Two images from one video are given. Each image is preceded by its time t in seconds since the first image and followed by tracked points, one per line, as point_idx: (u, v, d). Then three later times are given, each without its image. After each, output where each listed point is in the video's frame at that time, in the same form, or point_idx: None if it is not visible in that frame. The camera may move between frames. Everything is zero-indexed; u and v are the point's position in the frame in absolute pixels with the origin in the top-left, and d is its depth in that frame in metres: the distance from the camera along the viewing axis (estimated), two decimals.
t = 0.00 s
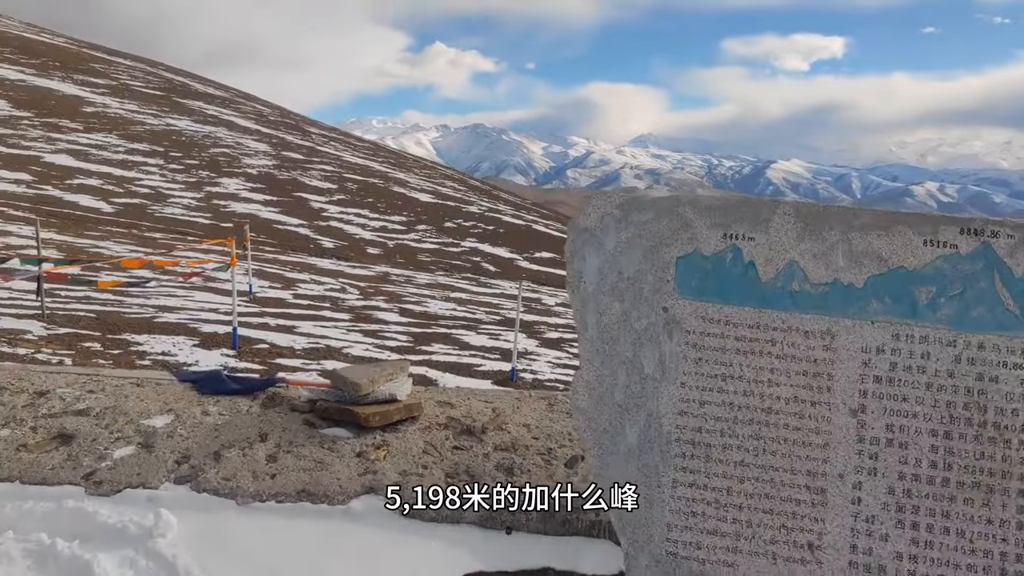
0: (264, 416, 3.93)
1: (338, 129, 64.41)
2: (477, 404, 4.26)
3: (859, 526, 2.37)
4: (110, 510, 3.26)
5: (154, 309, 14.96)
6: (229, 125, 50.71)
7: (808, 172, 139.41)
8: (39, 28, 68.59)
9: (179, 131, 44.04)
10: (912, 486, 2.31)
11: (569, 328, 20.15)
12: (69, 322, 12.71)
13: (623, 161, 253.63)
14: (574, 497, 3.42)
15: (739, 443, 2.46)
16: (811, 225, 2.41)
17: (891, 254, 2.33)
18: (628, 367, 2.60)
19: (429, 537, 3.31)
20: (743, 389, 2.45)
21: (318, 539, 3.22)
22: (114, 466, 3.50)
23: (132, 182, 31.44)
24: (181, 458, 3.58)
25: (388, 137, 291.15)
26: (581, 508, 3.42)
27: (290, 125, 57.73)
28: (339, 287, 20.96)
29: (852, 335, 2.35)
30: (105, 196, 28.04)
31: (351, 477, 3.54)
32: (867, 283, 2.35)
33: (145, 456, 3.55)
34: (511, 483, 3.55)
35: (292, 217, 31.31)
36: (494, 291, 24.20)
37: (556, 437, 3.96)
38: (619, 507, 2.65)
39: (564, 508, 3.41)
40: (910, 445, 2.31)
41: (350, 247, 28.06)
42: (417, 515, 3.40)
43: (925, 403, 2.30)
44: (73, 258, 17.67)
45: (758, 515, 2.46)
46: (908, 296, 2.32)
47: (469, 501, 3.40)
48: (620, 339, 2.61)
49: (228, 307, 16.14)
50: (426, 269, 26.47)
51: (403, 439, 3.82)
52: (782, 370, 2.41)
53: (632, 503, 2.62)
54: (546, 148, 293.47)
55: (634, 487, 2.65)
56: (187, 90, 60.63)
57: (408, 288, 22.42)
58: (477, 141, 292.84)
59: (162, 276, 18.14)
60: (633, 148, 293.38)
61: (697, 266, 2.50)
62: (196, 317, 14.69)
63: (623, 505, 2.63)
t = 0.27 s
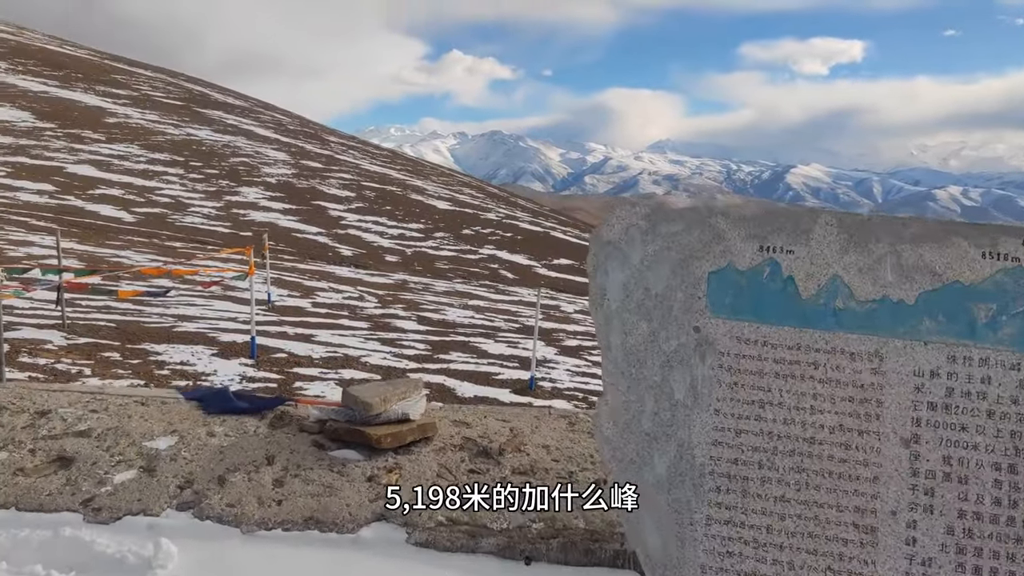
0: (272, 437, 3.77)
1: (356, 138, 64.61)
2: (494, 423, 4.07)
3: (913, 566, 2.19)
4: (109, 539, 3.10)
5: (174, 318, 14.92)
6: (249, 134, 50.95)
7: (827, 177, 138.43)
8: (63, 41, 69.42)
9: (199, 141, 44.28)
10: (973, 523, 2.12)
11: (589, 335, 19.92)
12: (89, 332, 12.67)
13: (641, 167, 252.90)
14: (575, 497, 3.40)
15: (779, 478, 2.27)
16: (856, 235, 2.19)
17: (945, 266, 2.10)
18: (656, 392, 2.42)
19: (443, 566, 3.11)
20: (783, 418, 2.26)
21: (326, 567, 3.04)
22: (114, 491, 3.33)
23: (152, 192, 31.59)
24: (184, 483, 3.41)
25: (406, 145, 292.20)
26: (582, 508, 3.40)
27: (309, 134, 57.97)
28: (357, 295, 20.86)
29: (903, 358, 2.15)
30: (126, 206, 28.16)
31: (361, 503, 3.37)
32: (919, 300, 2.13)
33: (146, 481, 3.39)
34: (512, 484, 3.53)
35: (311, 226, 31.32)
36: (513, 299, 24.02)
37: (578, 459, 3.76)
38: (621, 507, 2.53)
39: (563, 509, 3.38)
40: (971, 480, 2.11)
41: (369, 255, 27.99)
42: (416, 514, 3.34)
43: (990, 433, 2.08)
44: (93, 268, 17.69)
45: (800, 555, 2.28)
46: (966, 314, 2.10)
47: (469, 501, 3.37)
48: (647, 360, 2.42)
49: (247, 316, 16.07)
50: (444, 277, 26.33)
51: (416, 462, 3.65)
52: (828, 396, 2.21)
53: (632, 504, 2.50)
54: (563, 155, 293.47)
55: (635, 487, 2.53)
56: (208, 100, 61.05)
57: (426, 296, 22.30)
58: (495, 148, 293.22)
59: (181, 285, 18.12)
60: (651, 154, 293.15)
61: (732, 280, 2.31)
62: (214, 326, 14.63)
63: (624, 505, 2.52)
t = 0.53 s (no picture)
0: (283, 455, 3.66)
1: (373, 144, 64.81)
2: (513, 439, 3.95)
3: None
4: (114, 563, 2.98)
5: (193, 325, 14.91)
6: (267, 141, 51.18)
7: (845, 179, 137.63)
8: (84, 50, 70.19)
9: (218, 148, 44.51)
10: None
11: (607, 340, 19.77)
12: (109, 338, 12.66)
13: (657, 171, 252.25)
14: (575, 497, 3.39)
15: (819, 510, 2.18)
16: (902, 248, 2.06)
17: (998, 280, 1.99)
18: (685, 417, 2.31)
19: None
20: (823, 444, 2.15)
21: None
22: (120, 513, 3.22)
23: (172, 199, 31.74)
24: (191, 504, 3.29)
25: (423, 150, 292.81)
26: (583, 509, 3.38)
27: (326, 141, 58.22)
28: (375, 300, 20.81)
29: (951, 381, 2.05)
30: (146, 213, 28.29)
31: (374, 524, 3.22)
32: (970, 318, 2.02)
33: (153, 501, 3.28)
34: (512, 485, 3.51)
35: (329, 232, 31.35)
36: (530, 304, 23.90)
37: (598, 477, 3.62)
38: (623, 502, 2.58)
39: (564, 509, 3.37)
40: None
41: (386, 260, 27.97)
42: (417, 514, 3.30)
43: None
44: (113, 275, 17.74)
45: None
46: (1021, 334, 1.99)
47: (471, 501, 3.35)
48: (674, 383, 2.30)
49: (265, 322, 16.04)
50: (461, 282, 26.25)
51: (431, 480, 3.51)
52: (872, 419, 2.11)
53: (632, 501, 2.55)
54: (580, 159, 293.46)
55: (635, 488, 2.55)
56: (227, 108, 61.45)
57: (444, 301, 22.22)
58: (512, 152, 293.32)
59: (200, 291, 18.13)
60: (667, 158, 292.97)
61: (766, 295, 2.18)
62: (233, 332, 14.60)
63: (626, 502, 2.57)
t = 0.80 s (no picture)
0: (296, 464, 3.59)
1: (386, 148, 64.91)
2: (530, 447, 3.86)
3: None
4: None
5: (207, 329, 14.91)
6: (281, 146, 51.37)
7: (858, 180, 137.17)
8: (100, 57, 70.74)
9: (232, 153, 44.69)
10: None
11: (620, 344, 19.65)
12: (124, 343, 12.68)
13: (669, 173, 251.73)
14: (575, 497, 3.37)
15: (855, 528, 2.16)
16: (942, 251, 2.02)
17: None
18: (713, 427, 2.33)
19: None
20: (859, 458, 2.13)
21: None
22: (131, 524, 3.15)
23: (186, 203, 31.86)
24: (203, 515, 3.22)
25: (436, 154, 293.29)
26: (582, 508, 3.36)
27: (339, 145, 58.40)
28: (388, 304, 20.79)
29: (997, 389, 1.99)
30: (161, 217, 28.41)
31: (389, 536, 3.14)
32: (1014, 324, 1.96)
33: (164, 512, 3.21)
34: (513, 485, 3.49)
35: (342, 235, 31.38)
36: (543, 307, 23.81)
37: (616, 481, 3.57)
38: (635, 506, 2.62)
39: (564, 508, 3.35)
40: None
41: (399, 264, 27.96)
42: (416, 515, 3.27)
43: None
44: (128, 280, 17.80)
45: None
46: None
47: (470, 501, 3.32)
48: (703, 394, 2.32)
49: (279, 326, 16.03)
50: (475, 285, 26.20)
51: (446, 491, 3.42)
52: (912, 432, 2.07)
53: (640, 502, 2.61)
54: (592, 162, 293.42)
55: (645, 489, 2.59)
56: (241, 113, 61.74)
57: (457, 305, 22.17)
58: (524, 156, 293.34)
59: (215, 296, 18.16)
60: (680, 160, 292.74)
61: (797, 302, 2.16)
62: (247, 336, 14.60)
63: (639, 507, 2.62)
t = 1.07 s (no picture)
0: (309, 471, 3.56)
1: (396, 150, 65.02)
2: (546, 453, 3.82)
3: None
4: None
5: (219, 332, 14.94)
6: (291, 148, 51.54)
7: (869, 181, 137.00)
8: (112, 61, 71.15)
9: (243, 156, 44.87)
10: None
11: (632, 345, 19.58)
12: (137, 346, 12.70)
13: (679, 175, 251.77)
14: (575, 497, 3.39)
15: (885, 540, 2.19)
16: (972, 255, 2.04)
17: None
18: (737, 438, 2.29)
19: None
20: (887, 468, 2.14)
21: None
22: (143, 533, 3.11)
23: (198, 206, 31.98)
24: (215, 523, 3.18)
25: (446, 156, 293.56)
26: (582, 508, 3.37)
27: (349, 148, 58.58)
28: (399, 306, 20.79)
29: None
30: (172, 220, 28.51)
31: (403, 545, 3.09)
32: None
33: (178, 521, 3.18)
34: (514, 486, 3.50)
35: (353, 238, 31.43)
36: (553, 309, 23.76)
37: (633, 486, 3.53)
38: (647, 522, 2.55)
39: (563, 509, 3.36)
40: None
41: (410, 266, 27.97)
42: (413, 514, 3.27)
43: None
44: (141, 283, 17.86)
45: None
46: None
47: (470, 501, 3.34)
48: (726, 403, 2.28)
49: (290, 328, 16.03)
50: (485, 287, 26.16)
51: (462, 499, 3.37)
52: (942, 443, 2.10)
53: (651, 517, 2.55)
54: (603, 163, 293.44)
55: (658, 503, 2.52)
56: (252, 116, 62.01)
57: (468, 307, 22.16)
58: (534, 157, 293.31)
59: (227, 298, 18.19)
60: (690, 161, 292.70)
61: (824, 309, 2.16)
62: (259, 339, 14.61)
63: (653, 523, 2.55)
